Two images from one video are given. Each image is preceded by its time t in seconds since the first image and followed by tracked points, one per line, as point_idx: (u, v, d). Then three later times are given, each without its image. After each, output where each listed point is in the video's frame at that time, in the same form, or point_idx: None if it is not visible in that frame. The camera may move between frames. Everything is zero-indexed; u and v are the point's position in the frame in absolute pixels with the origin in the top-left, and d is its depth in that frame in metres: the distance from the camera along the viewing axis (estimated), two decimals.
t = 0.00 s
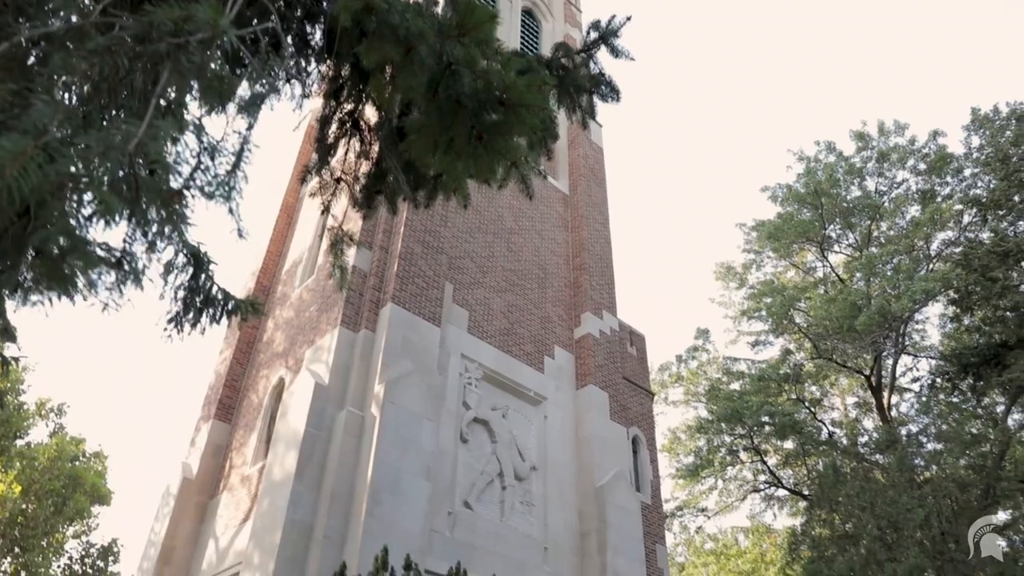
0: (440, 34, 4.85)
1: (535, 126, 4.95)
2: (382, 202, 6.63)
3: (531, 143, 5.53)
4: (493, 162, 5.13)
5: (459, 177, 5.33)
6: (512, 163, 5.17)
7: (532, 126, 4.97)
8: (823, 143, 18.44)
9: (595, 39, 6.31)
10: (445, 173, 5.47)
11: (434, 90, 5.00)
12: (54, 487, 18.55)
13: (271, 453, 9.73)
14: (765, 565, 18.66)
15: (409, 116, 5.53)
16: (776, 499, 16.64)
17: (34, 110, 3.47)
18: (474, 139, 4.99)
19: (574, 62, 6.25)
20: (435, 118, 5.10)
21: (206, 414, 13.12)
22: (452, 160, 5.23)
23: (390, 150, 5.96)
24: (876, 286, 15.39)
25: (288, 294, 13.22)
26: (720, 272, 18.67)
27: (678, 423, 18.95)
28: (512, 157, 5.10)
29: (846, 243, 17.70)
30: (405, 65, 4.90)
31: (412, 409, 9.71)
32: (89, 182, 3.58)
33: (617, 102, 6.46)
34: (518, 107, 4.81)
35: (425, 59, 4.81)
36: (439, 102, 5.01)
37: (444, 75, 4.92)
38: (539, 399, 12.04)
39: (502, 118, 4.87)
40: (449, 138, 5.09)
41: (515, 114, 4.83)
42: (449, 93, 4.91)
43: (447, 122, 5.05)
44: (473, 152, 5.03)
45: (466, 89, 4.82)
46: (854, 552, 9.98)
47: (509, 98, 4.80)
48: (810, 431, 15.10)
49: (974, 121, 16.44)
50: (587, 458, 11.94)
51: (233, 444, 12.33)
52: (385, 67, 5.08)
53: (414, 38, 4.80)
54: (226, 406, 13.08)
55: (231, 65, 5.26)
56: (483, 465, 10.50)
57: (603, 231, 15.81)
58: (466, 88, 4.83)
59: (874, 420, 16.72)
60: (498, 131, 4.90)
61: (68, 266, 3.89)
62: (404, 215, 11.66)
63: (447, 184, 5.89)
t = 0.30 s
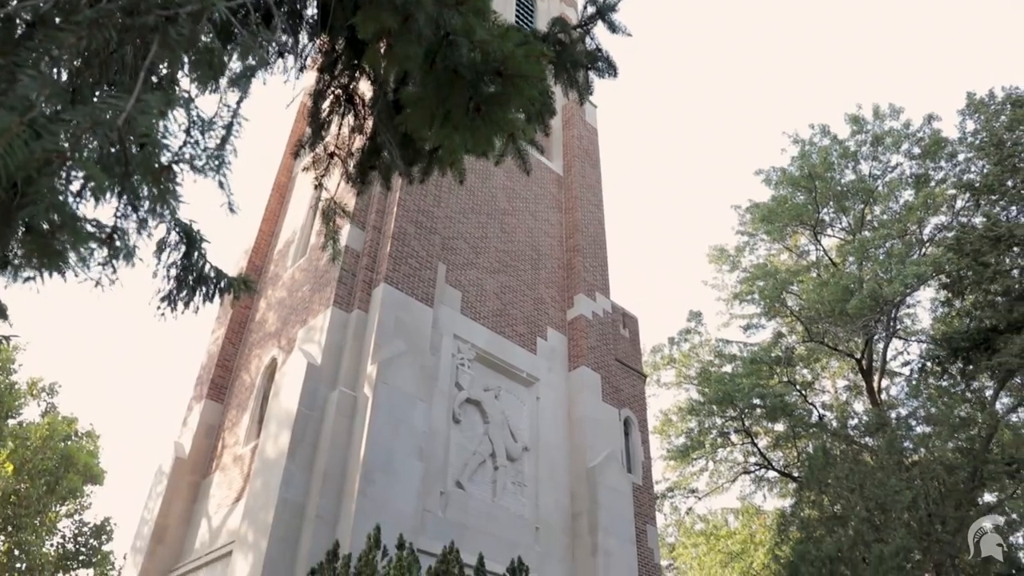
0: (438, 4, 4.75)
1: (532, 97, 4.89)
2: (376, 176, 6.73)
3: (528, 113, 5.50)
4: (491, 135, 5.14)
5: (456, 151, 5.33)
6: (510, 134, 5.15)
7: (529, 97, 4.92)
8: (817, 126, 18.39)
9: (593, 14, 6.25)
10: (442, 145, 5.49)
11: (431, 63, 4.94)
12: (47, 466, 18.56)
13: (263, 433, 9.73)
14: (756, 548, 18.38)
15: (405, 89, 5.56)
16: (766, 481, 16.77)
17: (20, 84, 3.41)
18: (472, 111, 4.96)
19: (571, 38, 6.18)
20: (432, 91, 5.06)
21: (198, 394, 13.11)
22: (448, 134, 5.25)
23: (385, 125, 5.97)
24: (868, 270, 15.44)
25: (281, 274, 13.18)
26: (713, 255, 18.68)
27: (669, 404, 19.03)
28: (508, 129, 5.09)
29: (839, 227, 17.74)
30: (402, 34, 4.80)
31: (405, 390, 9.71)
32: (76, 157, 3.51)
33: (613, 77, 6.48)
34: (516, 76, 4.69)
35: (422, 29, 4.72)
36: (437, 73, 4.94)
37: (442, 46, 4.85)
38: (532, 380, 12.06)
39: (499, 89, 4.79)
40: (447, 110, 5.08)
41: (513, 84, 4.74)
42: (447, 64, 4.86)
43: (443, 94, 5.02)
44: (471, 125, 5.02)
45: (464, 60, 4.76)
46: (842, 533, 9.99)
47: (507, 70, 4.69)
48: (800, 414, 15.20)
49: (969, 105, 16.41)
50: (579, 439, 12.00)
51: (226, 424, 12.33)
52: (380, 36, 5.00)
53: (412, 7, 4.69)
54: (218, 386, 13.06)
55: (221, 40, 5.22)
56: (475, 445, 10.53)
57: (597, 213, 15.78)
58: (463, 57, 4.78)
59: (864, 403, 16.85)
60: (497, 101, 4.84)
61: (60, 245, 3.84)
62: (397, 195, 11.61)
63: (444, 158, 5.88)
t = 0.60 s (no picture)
0: None
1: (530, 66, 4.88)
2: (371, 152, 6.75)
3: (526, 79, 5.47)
4: (490, 104, 5.08)
5: (455, 122, 5.30)
6: (509, 105, 5.12)
7: (529, 65, 4.89)
8: (813, 109, 18.34)
9: None
10: (440, 117, 5.42)
11: (429, 32, 4.94)
12: (41, 448, 18.57)
13: (257, 414, 9.75)
14: (748, 528, 18.46)
15: (401, 62, 5.46)
16: (758, 463, 16.89)
17: (10, 58, 3.35)
18: (471, 80, 4.93)
19: (568, 13, 6.14)
20: (431, 61, 4.99)
21: (191, 376, 13.10)
22: (449, 106, 5.12)
23: (380, 100, 5.97)
24: (862, 253, 15.47)
25: (274, 256, 13.15)
26: (707, 238, 18.69)
27: (662, 386, 19.11)
28: (508, 99, 5.05)
29: (833, 210, 17.77)
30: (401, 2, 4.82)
31: (399, 371, 9.72)
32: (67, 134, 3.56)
33: (609, 53, 6.57)
34: (515, 43, 4.68)
35: None
36: (435, 41, 4.93)
37: (440, 14, 4.93)
38: (526, 361, 12.09)
39: (499, 58, 4.77)
40: (445, 81, 5.00)
41: (513, 51, 4.73)
42: (444, 32, 4.87)
43: (442, 63, 4.94)
44: (470, 93, 4.96)
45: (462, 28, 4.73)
46: (833, 514, 10.03)
47: (506, 36, 4.68)
48: (793, 396, 15.29)
49: (965, 89, 16.37)
50: (573, 420, 12.05)
51: (220, 405, 12.34)
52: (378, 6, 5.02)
53: None
54: (212, 367, 13.06)
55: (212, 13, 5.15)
56: (469, 427, 10.57)
57: (592, 195, 15.76)
58: (462, 26, 4.80)
59: (856, 386, 16.96)
60: (497, 69, 4.82)
61: (53, 222, 3.78)
62: (391, 176, 11.56)
63: (442, 132, 5.88)
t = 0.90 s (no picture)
0: None
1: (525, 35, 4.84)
2: (363, 130, 6.74)
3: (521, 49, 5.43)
4: (484, 75, 5.05)
5: (449, 94, 5.25)
6: (504, 76, 5.07)
7: (524, 36, 4.87)
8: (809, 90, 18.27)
9: None
10: (433, 90, 5.34)
11: (425, 2, 4.81)
12: (35, 430, 18.57)
13: (251, 396, 9.75)
14: (740, 509, 18.49)
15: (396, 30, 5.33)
16: (751, 444, 16.99)
17: None
18: (466, 50, 4.89)
19: None
20: (426, 31, 4.89)
21: (185, 357, 13.08)
22: (443, 77, 5.10)
23: (372, 75, 5.94)
24: (855, 235, 15.49)
25: (267, 237, 13.08)
26: (701, 220, 18.68)
27: (656, 368, 19.17)
28: (503, 71, 5.02)
29: (827, 192, 17.77)
30: None
31: (393, 353, 9.72)
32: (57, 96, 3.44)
33: (606, 29, 6.54)
34: (512, 14, 4.63)
35: None
36: (430, 12, 4.82)
37: None
38: (520, 343, 12.10)
39: (495, 27, 4.73)
40: (440, 52, 4.94)
41: (509, 21, 4.69)
42: (440, 3, 4.75)
43: (438, 33, 4.86)
44: (464, 62, 4.92)
45: None
46: (825, 494, 10.12)
47: (503, 7, 4.63)
48: (786, 378, 15.36)
49: (961, 70, 16.33)
50: (567, 401, 12.09)
51: (214, 387, 12.33)
52: None
53: None
54: (206, 349, 13.04)
55: None
56: (463, 408, 10.60)
57: (586, 176, 15.71)
58: None
59: (849, 367, 17.07)
60: (492, 39, 4.81)
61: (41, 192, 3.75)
62: (385, 156, 11.49)
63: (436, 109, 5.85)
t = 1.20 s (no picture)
0: None
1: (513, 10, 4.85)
2: (354, 110, 6.71)
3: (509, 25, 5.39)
4: (470, 53, 5.02)
5: (435, 70, 5.16)
6: (490, 53, 5.04)
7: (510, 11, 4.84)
8: (804, 70, 18.19)
9: None
10: (420, 64, 5.30)
11: None
12: (29, 412, 18.53)
13: (245, 377, 9.74)
14: (732, 489, 18.73)
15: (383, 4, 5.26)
16: (743, 424, 17.10)
17: None
18: (451, 24, 4.86)
19: None
20: (414, 4, 4.84)
21: (179, 338, 13.05)
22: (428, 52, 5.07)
23: (363, 54, 5.90)
24: (849, 217, 15.50)
25: (259, 218, 13.01)
26: (695, 201, 18.65)
27: (649, 349, 19.22)
28: (489, 47, 4.98)
29: (821, 173, 17.76)
30: None
31: (386, 333, 9.72)
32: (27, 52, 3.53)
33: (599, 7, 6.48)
34: None
35: None
36: None
37: None
38: (513, 323, 12.11)
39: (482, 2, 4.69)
40: (426, 26, 4.91)
41: None
42: None
43: (424, 7, 4.82)
44: (450, 38, 4.90)
45: None
46: (815, 474, 10.22)
47: None
48: (779, 358, 15.43)
49: (956, 52, 16.28)
50: (560, 382, 12.13)
51: (207, 368, 12.31)
52: None
53: None
54: (199, 330, 13.00)
55: None
56: (457, 389, 10.62)
57: (580, 156, 15.65)
58: None
59: (841, 348, 17.17)
60: (477, 13, 4.81)
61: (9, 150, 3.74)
62: (377, 136, 11.41)
63: (427, 87, 5.82)
